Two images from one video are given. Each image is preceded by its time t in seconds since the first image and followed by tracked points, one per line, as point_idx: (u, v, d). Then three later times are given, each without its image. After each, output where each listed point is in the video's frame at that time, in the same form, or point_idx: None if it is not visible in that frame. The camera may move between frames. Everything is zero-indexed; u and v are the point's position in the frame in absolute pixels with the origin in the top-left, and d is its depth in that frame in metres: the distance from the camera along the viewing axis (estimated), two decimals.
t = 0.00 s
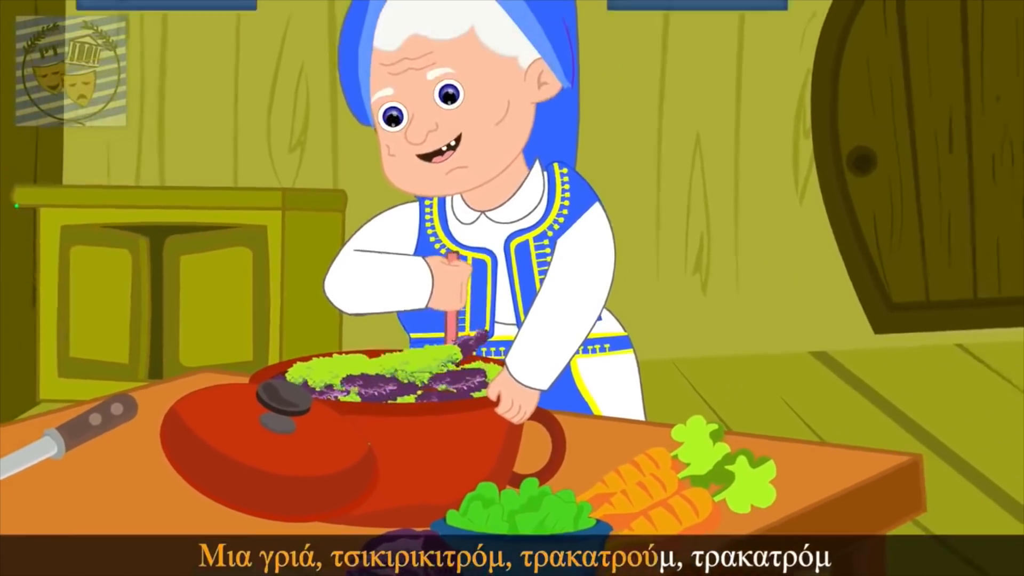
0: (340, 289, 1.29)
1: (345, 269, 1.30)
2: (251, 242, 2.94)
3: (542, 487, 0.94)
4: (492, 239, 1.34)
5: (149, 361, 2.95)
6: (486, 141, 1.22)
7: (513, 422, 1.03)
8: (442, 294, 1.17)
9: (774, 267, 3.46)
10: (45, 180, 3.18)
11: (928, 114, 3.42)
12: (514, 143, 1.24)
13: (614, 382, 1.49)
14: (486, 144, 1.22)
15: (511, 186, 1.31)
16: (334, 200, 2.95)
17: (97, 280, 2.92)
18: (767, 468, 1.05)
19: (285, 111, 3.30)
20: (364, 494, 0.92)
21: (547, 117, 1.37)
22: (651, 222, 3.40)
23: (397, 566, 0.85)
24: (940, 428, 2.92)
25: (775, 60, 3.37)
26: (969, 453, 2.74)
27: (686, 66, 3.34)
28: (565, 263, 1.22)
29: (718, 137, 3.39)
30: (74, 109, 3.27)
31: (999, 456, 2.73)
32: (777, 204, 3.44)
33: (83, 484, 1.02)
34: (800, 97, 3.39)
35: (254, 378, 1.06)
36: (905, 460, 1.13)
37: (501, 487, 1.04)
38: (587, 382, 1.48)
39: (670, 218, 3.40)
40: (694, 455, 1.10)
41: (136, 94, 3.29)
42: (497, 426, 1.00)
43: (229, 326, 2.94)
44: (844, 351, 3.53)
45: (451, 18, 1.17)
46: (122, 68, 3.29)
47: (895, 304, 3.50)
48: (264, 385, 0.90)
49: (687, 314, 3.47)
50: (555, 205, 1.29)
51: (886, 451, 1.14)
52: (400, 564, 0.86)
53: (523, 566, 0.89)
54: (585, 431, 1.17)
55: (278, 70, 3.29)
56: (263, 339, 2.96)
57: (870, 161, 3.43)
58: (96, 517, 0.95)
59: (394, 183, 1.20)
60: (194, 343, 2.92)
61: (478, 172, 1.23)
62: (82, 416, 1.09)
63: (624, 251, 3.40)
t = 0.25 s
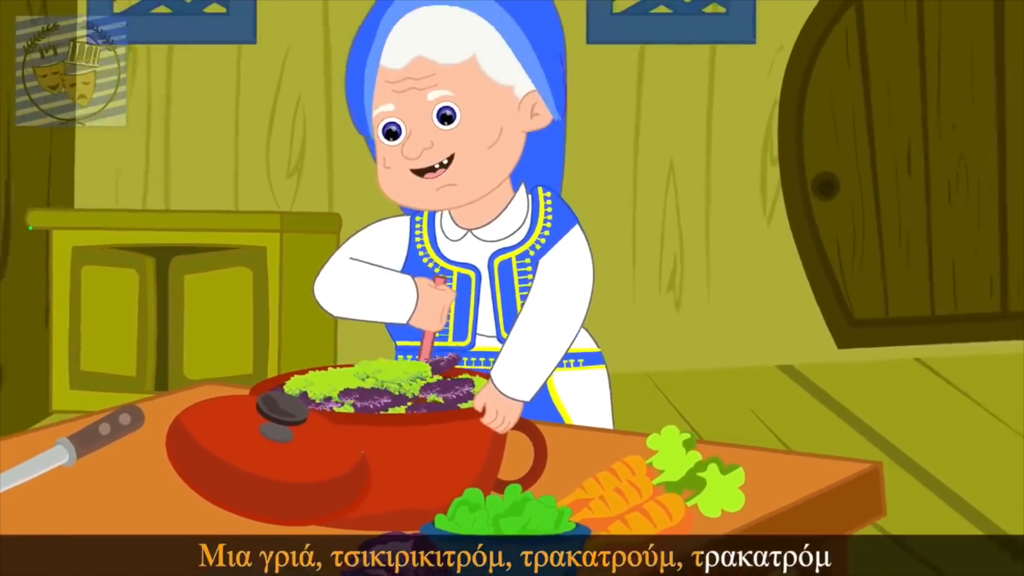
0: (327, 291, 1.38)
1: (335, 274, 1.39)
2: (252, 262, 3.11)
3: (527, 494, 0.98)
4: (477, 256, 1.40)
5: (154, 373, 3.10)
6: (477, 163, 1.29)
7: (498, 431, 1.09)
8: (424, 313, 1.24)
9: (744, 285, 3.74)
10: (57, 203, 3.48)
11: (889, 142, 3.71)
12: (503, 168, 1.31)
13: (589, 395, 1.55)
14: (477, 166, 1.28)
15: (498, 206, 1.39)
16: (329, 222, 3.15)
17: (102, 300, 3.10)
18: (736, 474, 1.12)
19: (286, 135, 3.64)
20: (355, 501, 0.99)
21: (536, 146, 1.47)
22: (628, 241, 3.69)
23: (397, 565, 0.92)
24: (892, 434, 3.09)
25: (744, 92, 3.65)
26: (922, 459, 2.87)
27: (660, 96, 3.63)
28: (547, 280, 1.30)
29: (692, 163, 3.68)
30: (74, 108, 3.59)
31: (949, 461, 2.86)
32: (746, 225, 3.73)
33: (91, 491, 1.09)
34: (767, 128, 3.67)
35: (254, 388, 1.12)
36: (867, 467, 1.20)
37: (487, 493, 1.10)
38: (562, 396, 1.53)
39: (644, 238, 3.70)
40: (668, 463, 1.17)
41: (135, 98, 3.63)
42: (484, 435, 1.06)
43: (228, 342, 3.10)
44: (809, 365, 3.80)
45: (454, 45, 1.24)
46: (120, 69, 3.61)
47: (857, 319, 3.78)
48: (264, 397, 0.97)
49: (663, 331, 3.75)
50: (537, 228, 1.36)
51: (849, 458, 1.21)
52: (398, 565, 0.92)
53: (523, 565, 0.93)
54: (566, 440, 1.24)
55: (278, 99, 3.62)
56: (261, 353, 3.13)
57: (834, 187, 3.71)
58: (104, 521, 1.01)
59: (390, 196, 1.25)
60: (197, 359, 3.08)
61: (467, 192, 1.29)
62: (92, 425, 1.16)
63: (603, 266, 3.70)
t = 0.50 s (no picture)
0: (328, 319, 1.46)
1: (334, 302, 1.47)
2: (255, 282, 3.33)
3: (509, 499, 1.04)
4: (463, 278, 1.49)
5: (162, 387, 3.32)
6: (460, 192, 1.38)
7: (483, 441, 1.17)
8: (419, 339, 1.30)
9: (711, 302, 4.08)
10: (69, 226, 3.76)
11: (849, 177, 4.05)
12: (485, 195, 1.40)
13: (571, 407, 1.64)
14: (460, 195, 1.37)
15: (477, 235, 1.48)
16: (327, 245, 3.37)
17: (111, 322, 3.34)
18: (704, 482, 1.19)
19: (284, 168, 3.94)
20: (348, 507, 1.06)
21: (515, 173, 1.55)
22: (604, 262, 4.03)
23: (396, 565, 1.00)
24: (846, 439, 3.27)
25: (713, 124, 4.00)
26: (875, 463, 3.02)
27: (635, 127, 3.97)
28: (527, 302, 1.38)
29: (662, 190, 4.01)
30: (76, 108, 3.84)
31: (901, 464, 3.01)
32: (713, 249, 4.07)
33: (99, 496, 1.16)
34: (734, 157, 4.02)
35: (253, 401, 1.21)
36: (827, 475, 1.28)
37: (472, 498, 1.16)
38: (546, 407, 1.63)
39: (620, 258, 4.03)
40: (642, 470, 1.24)
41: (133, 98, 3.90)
42: (467, 447, 1.13)
43: (227, 355, 3.33)
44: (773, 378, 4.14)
45: (433, 83, 1.33)
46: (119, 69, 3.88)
47: (819, 336, 4.11)
48: (263, 410, 1.06)
49: (640, 349, 4.07)
50: (519, 250, 1.46)
51: (810, 467, 1.29)
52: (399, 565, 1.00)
53: (524, 565, 1.00)
54: (547, 450, 1.32)
55: (276, 127, 3.92)
56: (260, 365, 3.36)
57: (796, 212, 4.05)
58: (112, 524, 1.09)
59: (379, 228, 1.34)
60: (204, 367, 3.31)
61: (451, 220, 1.38)
62: (102, 435, 1.25)
63: (581, 282, 4.03)
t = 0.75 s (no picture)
0: (325, 343, 1.54)
1: (331, 327, 1.55)
2: (251, 303, 3.66)
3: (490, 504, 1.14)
4: (450, 300, 1.59)
5: (166, 399, 3.65)
6: (444, 221, 1.48)
7: (467, 451, 1.25)
8: (411, 358, 1.38)
9: (682, 322, 4.38)
10: (81, 251, 4.06)
11: (809, 207, 4.36)
12: (468, 222, 1.50)
13: (553, 419, 1.74)
14: (444, 223, 1.48)
15: (464, 258, 1.57)
16: (322, 268, 3.72)
17: (119, 339, 3.66)
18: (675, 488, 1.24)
19: (282, 193, 4.25)
20: (342, 512, 1.15)
21: (495, 200, 1.64)
22: (581, 283, 4.31)
23: (397, 565, 1.09)
24: (812, 453, 3.55)
25: (681, 155, 4.30)
26: (848, 484, 3.20)
27: (610, 164, 4.28)
28: (508, 325, 1.47)
29: (635, 216, 4.31)
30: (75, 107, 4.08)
31: (869, 480, 3.24)
32: (681, 272, 4.36)
33: (108, 503, 1.25)
34: (702, 186, 4.31)
35: (254, 414, 1.30)
36: (789, 482, 1.36)
37: (457, 504, 1.25)
38: (530, 419, 1.72)
39: (595, 273, 4.31)
40: (614, 477, 1.32)
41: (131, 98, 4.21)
42: (453, 455, 1.22)
43: (229, 370, 3.65)
44: (739, 394, 4.43)
45: (411, 120, 1.44)
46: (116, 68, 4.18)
47: (781, 352, 4.41)
48: (262, 422, 1.15)
49: (611, 362, 4.37)
50: (500, 274, 1.56)
51: (772, 475, 1.37)
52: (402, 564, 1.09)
53: (524, 564, 1.10)
54: (528, 459, 1.41)
55: (275, 162, 4.23)
56: (259, 374, 3.68)
57: (759, 236, 4.35)
58: (121, 528, 1.17)
59: (370, 257, 1.46)
60: (205, 381, 3.63)
61: (438, 247, 1.48)
62: (112, 445, 1.34)
63: (561, 302, 4.32)
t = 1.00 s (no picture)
0: (325, 355, 1.61)
1: (331, 340, 1.61)
2: (252, 317, 3.74)
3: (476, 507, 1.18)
4: (441, 313, 1.66)
5: (170, 405, 3.71)
6: (436, 237, 1.55)
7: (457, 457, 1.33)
8: (405, 372, 1.47)
9: (661, 335, 4.61)
10: (89, 265, 4.22)
11: (783, 226, 4.60)
12: (458, 239, 1.57)
13: (539, 426, 1.81)
14: (436, 240, 1.54)
15: (451, 277, 1.64)
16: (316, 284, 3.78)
17: (130, 353, 3.74)
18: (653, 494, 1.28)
19: (280, 211, 4.42)
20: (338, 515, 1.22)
21: (484, 219, 1.71)
22: (565, 296, 4.55)
23: (397, 565, 1.14)
24: (786, 458, 3.70)
25: (661, 175, 4.55)
26: (822, 488, 3.33)
27: (592, 182, 4.52)
28: (496, 337, 1.54)
29: (617, 235, 4.56)
30: (75, 110, 4.19)
31: (842, 485, 3.35)
32: (660, 286, 4.60)
33: (116, 506, 1.32)
34: (681, 206, 4.57)
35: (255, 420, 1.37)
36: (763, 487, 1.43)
37: (448, 507, 1.31)
38: (517, 427, 1.79)
39: (579, 288, 4.55)
40: (597, 482, 1.37)
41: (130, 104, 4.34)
42: (443, 462, 1.28)
43: (230, 378, 3.73)
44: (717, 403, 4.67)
45: (406, 141, 1.52)
46: (115, 70, 4.30)
47: (756, 363, 4.65)
48: (262, 429, 1.22)
49: (595, 375, 4.60)
50: (489, 289, 1.64)
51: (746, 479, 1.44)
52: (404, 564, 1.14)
53: (522, 564, 1.15)
54: (514, 466, 1.48)
55: (273, 181, 4.41)
56: (258, 388, 3.75)
57: (736, 253, 4.60)
58: (129, 531, 1.24)
59: (365, 272, 1.52)
60: (209, 389, 3.71)
61: (429, 262, 1.55)
62: (119, 452, 1.41)
63: (545, 315, 4.54)
